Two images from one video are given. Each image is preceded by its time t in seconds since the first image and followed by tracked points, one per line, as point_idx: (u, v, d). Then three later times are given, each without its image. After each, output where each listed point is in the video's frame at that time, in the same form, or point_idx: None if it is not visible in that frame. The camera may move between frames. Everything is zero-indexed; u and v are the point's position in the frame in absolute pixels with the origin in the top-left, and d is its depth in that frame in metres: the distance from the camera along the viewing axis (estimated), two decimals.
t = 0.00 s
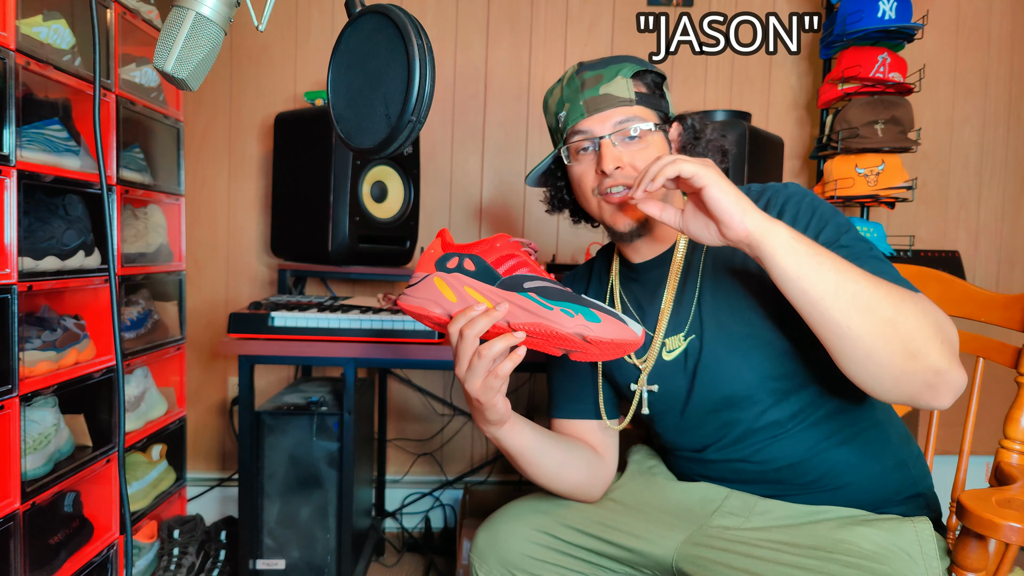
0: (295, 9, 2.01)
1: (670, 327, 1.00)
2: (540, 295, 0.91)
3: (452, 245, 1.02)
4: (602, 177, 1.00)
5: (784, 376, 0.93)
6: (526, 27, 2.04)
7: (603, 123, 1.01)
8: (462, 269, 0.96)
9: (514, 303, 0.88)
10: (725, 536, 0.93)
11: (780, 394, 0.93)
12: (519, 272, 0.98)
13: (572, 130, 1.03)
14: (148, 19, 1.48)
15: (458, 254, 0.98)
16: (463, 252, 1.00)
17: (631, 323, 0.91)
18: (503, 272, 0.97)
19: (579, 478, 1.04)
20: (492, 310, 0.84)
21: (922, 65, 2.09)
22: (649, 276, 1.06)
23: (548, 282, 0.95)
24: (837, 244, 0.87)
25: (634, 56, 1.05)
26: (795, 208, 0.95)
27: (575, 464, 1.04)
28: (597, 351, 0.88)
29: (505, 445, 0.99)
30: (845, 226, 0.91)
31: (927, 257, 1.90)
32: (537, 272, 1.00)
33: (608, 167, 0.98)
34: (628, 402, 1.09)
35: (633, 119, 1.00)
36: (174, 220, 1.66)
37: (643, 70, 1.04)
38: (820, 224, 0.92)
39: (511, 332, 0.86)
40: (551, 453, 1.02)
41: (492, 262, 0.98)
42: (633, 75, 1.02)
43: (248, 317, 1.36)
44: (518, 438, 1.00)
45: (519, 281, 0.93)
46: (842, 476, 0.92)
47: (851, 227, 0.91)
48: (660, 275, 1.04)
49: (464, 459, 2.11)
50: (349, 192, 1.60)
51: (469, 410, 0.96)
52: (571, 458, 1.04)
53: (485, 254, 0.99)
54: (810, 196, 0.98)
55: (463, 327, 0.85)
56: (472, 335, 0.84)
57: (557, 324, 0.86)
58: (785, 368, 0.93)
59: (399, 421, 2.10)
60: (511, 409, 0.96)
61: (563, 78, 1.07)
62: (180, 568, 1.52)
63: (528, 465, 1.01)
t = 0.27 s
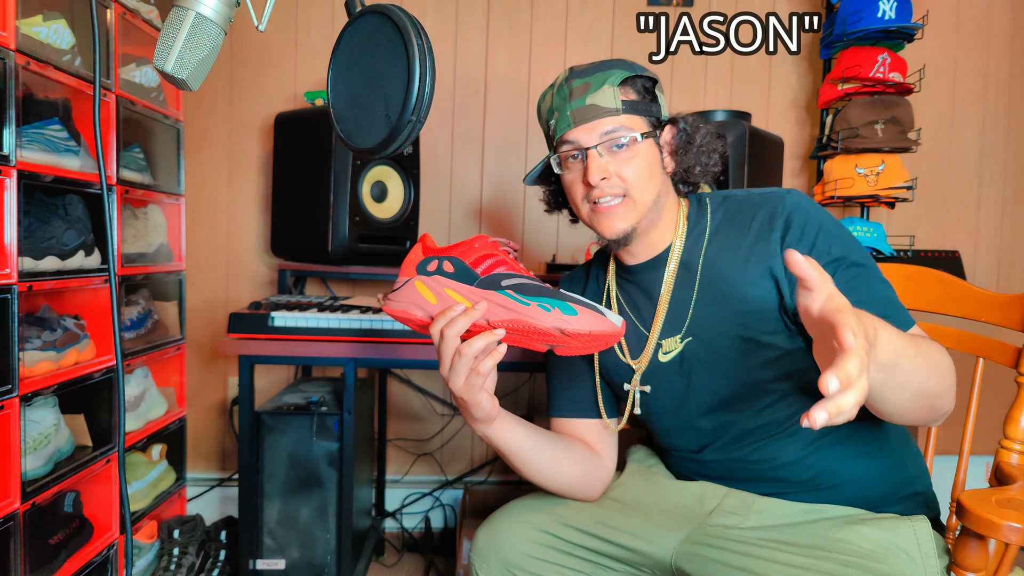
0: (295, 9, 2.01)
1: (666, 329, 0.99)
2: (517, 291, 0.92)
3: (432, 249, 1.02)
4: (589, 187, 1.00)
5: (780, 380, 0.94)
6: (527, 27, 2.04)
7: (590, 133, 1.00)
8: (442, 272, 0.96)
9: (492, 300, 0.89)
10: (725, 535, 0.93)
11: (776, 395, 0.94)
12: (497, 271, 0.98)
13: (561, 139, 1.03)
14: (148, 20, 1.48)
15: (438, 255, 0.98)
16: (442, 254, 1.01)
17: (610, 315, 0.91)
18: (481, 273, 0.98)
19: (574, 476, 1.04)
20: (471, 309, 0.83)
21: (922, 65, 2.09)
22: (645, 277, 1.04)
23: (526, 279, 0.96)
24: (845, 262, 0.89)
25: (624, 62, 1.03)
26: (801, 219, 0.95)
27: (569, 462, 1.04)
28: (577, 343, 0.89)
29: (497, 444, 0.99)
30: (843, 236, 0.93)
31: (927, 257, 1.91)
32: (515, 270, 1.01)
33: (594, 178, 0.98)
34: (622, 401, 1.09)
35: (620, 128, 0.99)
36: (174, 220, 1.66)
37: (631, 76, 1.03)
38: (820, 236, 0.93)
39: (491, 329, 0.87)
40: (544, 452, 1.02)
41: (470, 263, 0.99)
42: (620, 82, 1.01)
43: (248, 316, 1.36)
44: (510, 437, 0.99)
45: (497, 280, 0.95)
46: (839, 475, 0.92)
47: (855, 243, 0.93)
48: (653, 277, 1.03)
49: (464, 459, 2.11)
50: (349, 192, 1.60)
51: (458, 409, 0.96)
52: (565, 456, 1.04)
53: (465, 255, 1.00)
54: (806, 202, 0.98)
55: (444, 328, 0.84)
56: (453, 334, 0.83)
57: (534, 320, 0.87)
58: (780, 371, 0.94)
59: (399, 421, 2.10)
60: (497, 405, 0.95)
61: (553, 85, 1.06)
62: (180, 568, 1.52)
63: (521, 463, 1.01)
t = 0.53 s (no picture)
0: (295, 9, 2.01)
1: (673, 328, 0.98)
2: (521, 291, 0.93)
3: (432, 250, 1.03)
4: (590, 175, 1.01)
5: (786, 381, 0.94)
6: (526, 27, 2.04)
7: (594, 121, 1.01)
8: (443, 273, 0.96)
9: (496, 301, 0.89)
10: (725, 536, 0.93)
11: (783, 397, 0.94)
12: (499, 271, 0.99)
13: (566, 128, 1.04)
14: (148, 20, 1.48)
15: (438, 258, 0.99)
16: (443, 256, 1.00)
17: (613, 312, 0.92)
18: (484, 274, 0.99)
19: (576, 477, 1.04)
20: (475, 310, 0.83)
21: (922, 66, 2.09)
22: (649, 276, 1.04)
23: (529, 279, 0.97)
24: (858, 265, 0.88)
25: (633, 56, 1.04)
26: (813, 220, 0.94)
27: (573, 463, 1.04)
28: (583, 341, 0.89)
29: (500, 445, 0.99)
30: (855, 238, 0.91)
31: (927, 257, 1.91)
32: (517, 270, 1.02)
33: (595, 166, 0.99)
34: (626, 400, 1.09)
35: (625, 119, 1.00)
36: (174, 220, 1.66)
37: (639, 70, 1.03)
38: (831, 237, 0.91)
39: (496, 330, 0.86)
40: (547, 453, 1.01)
41: (471, 264, 1.00)
42: (627, 74, 1.01)
43: (248, 316, 1.36)
44: (513, 438, 0.99)
45: (500, 280, 0.96)
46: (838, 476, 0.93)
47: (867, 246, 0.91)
48: (658, 276, 1.02)
49: (464, 459, 2.11)
50: (349, 192, 1.59)
51: (463, 411, 0.95)
52: (568, 457, 1.04)
53: (466, 255, 1.00)
54: (815, 202, 0.97)
55: (449, 329, 0.84)
56: (458, 337, 0.83)
57: (539, 319, 0.86)
58: (787, 372, 0.94)
59: (399, 421, 2.10)
60: (504, 408, 0.94)
61: (564, 77, 1.07)
62: (180, 568, 1.52)
63: (524, 464, 1.00)
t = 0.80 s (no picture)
0: (295, 9, 2.01)
1: (679, 330, 0.99)
2: (540, 296, 0.92)
3: (448, 247, 1.01)
4: (595, 182, 1.00)
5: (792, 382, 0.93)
6: (527, 26, 2.04)
7: (599, 127, 1.00)
8: (461, 272, 0.95)
9: (516, 305, 0.89)
10: (726, 537, 0.93)
11: (789, 398, 0.94)
12: (519, 273, 0.98)
13: (571, 131, 1.03)
14: (148, 19, 1.48)
15: (456, 255, 0.97)
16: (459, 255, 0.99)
17: (634, 319, 0.92)
18: (503, 275, 0.97)
19: (581, 478, 1.04)
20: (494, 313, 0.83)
21: (922, 65, 2.09)
22: (657, 277, 1.04)
23: (548, 281, 0.97)
24: (857, 269, 0.85)
25: (640, 55, 1.02)
26: (814, 221, 0.91)
27: (578, 465, 1.04)
28: (600, 349, 0.89)
29: (510, 447, 0.99)
30: (856, 240, 0.88)
31: (927, 257, 1.91)
32: (537, 272, 1.01)
33: (600, 173, 0.98)
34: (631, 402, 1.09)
35: (631, 124, 0.99)
36: (174, 220, 1.66)
37: (646, 70, 1.02)
38: (832, 238, 0.88)
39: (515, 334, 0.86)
40: (555, 454, 1.02)
41: (491, 264, 0.98)
42: (634, 75, 1.00)
43: (248, 316, 1.36)
44: (523, 440, 0.99)
45: (519, 282, 0.95)
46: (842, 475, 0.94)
47: (869, 248, 0.88)
48: (666, 276, 1.02)
49: (464, 459, 2.11)
50: (349, 192, 1.59)
51: (474, 413, 0.96)
52: (574, 459, 1.03)
53: (484, 255, 0.98)
54: (822, 202, 0.95)
55: (466, 332, 0.84)
56: (475, 340, 0.83)
57: (560, 326, 0.87)
58: (793, 374, 0.93)
59: (399, 421, 2.10)
60: (517, 411, 0.95)
61: (569, 75, 1.06)
62: (180, 568, 1.52)
63: (533, 465, 1.00)
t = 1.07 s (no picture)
0: (295, 9, 2.01)
1: (683, 329, 0.98)
2: (542, 297, 0.92)
3: (448, 248, 1.01)
4: (600, 172, 1.00)
5: (796, 382, 0.93)
6: (526, 26, 2.04)
7: (607, 117, 1.00)
8: (461, 273, 0.96)
9: (517, 307, 0.89)
10: (727, 538, 0.93)
11: (791, 399, 0.94)
12: (520, 275, 0.97)
13: (578, 120, 1.04)
14: (148, 19, 1.48)
15: (456, 256, 0.98)
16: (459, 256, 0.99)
17: (635, 320, 0.91)
18: (503, 276, 0.97)
19: (582, 480, 1.04)
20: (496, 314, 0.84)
21: (922, 65, 2.09)
22: (661, 274, 1.04)
23: (550, 283, 0.96)
24: (862, 268, 0.85)
25: (652, 49, 1.02)
26: (820, 219, 0.91)
27: (580, 465, 1.04)
28: (602, 351, 0.89)
29: (512, 448, 0.99)
30: (862, 239, 0.88)
31: (927, 257, 1.91)
32: (538, 273, 0.99)
33: (605, 163, 0.98)
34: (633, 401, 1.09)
35: (638, 115, 0.99)
36: (174, 220, 1.66)
37: (656, 64, 1.02)
38: (838, 237, 0.88)
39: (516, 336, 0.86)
40: (557, 455, 1.02)
41: (491, 264, 0.98)
42: (644, 68, 1.00)
43: (248, 316, 1.36)
44: (525, 441, 0.99)
45: (521, 284, 0.95)
46: (843, 475, 0.94)
47: (876, 246, 0.88)
48: (671, 274, 1.02)
49: (464, 459, 2.11)
50: (349, 192, 1.59)
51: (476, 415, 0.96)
52: (576, 459, 1.04)
53: (484, 255, 0.98)
54: (827, 201, 0.94)
55: (467, 333, 0.84)
56: (477, 341, 0.83)
57: (562, 327, 0.87)
58: (797, 374, 0.93)
59: (399, 421, 2.10)
60: (519, 414, 0.95)
61: (579, 67, 1.06)
62: (180, 568, 1.52)
63: (534, 466, 1.00)
